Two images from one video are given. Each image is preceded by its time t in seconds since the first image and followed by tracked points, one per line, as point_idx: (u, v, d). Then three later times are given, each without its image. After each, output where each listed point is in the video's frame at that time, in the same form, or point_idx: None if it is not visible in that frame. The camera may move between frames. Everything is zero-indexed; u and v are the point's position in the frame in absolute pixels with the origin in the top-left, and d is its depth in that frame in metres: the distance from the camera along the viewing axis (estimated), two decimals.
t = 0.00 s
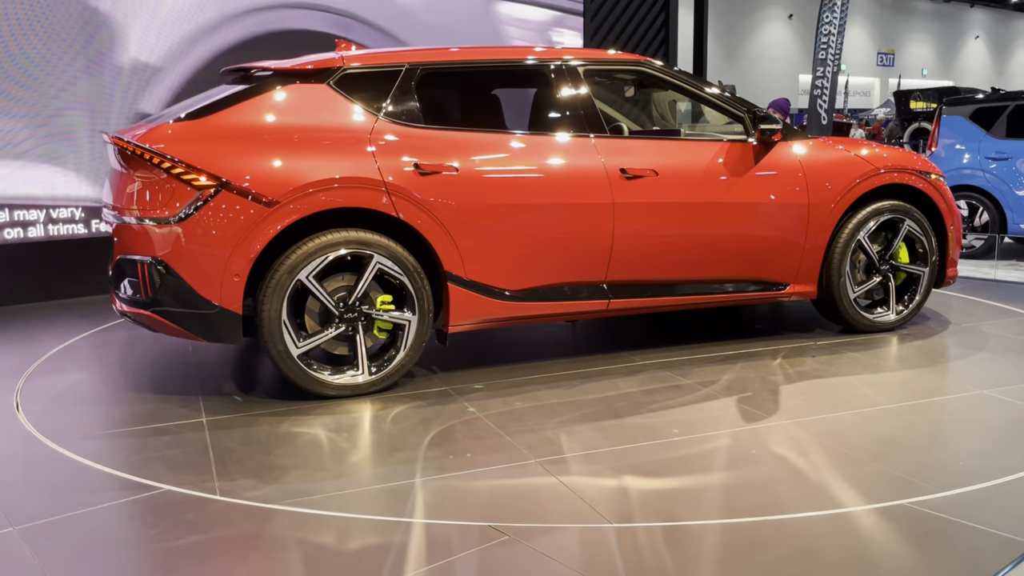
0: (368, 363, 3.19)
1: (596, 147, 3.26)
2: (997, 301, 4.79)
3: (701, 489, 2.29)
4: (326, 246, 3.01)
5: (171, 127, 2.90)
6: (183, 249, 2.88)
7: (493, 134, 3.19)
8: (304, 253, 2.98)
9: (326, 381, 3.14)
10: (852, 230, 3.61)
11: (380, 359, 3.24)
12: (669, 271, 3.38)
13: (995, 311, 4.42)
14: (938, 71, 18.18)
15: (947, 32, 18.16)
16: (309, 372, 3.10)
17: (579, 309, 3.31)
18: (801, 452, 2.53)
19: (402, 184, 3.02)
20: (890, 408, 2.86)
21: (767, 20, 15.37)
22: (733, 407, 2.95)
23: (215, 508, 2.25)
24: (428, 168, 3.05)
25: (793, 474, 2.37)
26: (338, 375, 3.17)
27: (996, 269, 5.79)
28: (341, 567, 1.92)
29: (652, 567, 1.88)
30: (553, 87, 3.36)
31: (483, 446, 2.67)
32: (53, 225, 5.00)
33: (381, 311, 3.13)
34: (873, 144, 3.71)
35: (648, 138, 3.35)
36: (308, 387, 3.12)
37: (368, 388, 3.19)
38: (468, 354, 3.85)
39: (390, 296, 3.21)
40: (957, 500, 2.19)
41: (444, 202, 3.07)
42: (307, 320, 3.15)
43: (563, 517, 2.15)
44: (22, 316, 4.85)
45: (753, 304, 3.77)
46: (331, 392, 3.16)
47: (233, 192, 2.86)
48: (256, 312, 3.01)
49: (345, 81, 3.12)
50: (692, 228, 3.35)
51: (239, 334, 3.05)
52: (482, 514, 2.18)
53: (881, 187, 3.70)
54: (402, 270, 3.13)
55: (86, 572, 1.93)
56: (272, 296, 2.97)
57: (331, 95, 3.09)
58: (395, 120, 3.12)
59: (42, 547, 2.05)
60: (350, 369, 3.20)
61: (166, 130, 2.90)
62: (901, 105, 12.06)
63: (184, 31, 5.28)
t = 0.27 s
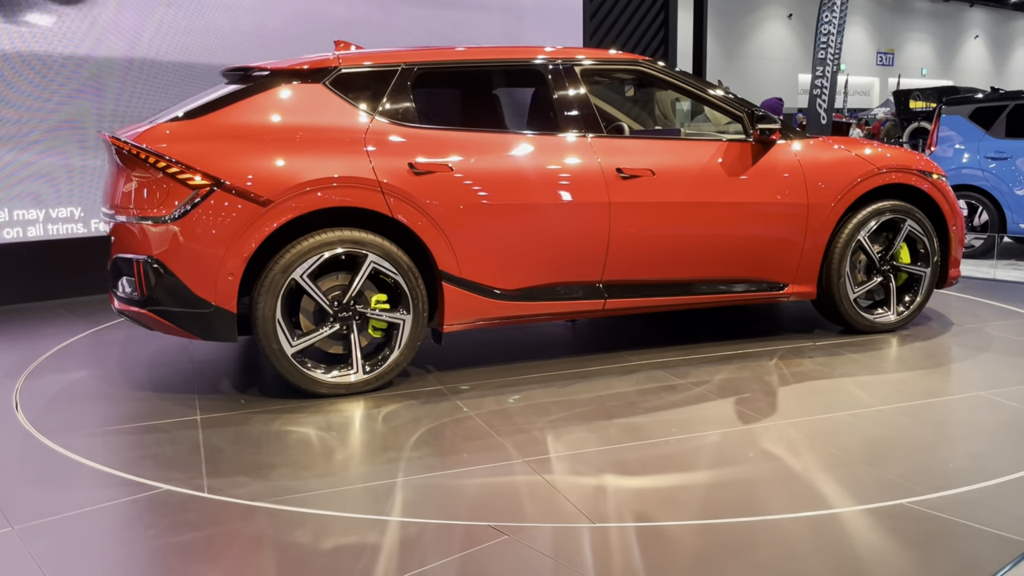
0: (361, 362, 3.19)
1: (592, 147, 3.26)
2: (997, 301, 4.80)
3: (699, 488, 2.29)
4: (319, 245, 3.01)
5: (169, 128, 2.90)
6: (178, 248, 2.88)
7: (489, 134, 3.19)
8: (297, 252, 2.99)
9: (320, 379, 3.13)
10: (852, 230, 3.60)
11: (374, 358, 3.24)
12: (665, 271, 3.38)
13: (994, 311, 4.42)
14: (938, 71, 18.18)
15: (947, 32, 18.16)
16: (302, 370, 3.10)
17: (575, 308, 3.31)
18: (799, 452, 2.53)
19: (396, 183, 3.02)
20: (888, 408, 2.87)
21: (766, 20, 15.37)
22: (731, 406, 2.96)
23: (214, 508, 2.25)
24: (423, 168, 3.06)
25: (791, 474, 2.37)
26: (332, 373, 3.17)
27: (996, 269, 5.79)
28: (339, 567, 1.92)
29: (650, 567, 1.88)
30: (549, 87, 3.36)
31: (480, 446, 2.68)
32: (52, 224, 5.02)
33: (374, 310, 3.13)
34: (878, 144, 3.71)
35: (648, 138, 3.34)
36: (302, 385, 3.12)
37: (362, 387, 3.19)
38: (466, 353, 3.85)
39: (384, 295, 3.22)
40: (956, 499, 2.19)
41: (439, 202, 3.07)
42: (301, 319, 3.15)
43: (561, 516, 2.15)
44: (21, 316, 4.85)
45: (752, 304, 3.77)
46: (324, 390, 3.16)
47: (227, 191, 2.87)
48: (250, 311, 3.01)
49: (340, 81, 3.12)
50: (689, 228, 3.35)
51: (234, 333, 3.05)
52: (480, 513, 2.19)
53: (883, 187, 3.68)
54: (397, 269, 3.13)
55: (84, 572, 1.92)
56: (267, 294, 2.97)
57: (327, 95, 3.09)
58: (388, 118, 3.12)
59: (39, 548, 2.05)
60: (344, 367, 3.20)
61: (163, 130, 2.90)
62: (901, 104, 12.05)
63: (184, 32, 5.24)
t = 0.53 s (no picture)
0: (356, 361, 3.19)
1: (588, 147, 3.26)
2: (996, 301, 4.80)
3: (697, 488, 2.29)
4: (314, 244, 3.02)
5: (168, 127, 2.91)
6: (175, 247, 2.90)
7: (485, 133, 3.18)
8: (292, 250, 2.99)
9: (314, 377, 3.13)
10: (852, 230, 3.60)
11: (369, 357, 3.24)
12: (662, 271, 3.38)
13: (993, 311, 4.42)
14: (938, 71, 18.18)
15: (947, 31, 18.16)
16: (297, 368, 3.11)
17: (572, 308, 3.31)
18: (797, 451, 2.53)
19: (390, 183, 3.03)
20: (886, 408, 2.87)
21: (766, 20, 15.37)
22: (730, 406, 2.96)
23: (213, 507, 2.25)
24: (417, 167, 3.06)
25: (789, 473, 2.38)
26: (326, 372, 3.17)
27: (995, 268, 5.78)
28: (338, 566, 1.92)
29: (649, 567, 1.88)
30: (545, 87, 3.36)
31: (478, 445, 2.68)
32: (51, 223, 5.02)
33: (369, 309, 3.13)
34: (882, 144, 3.71)
35: (648, 138, 3.34)
36: (296, 383, 3.12)
37: (356, 385, 3.20)
38: (465, 352, 3.85)
39: (380, 295, 3.20)
40: (955, 499, 2.19)
41: (433, 201, 3.08)
42: (297, 318, 3.16)
43: (560, 515, 2.15)
44: (20, 316, 4.84)
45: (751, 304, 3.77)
46: (318, 388, 3.16)
47: (222, 190, 2.87)
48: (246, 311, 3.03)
49: (337, 81, 3.12)
50: (686, 228, 3.35)
51: (230, 331, 3.04)
52: (479, 513, 2.19)
53: (884, 187, 3.68)
54: (392, 268, 3.13)
55: (83, 571, 1.93)
56: (262, 293, 2.98)
57: (322, 95, 3.09)
58: (382, 117, 3.11)
59: (39, 546, 2.05)
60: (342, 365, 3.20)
61: (162, 130, 2.91)
62: (900, 104, 12.05)
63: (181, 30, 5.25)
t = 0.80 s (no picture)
0: (352, 360, 3.20)
1: (583, 147, 3.26)
2: (996, 300, 4.80)
3: (697, 487, 2.29)
4: (309, 243, 3.02)
5: (168, 128, 2.92)
6: (172, 247, 2.90)
7: (481, 132, 3.18)
8: (287, 250, 2.99)
9: (307, 375, 3.14)
10: (852, 230, 3.60)
11: (364, 356, 3.24)
12: (659, 271, 3.38)
13: (992, 311, 4.43)
14: (937, 70, 18.18)
15: (946, 31, 18.16)
16: (292, 368, 3.12)
17: (569, 308, 3.31)
18: (797, 451, 2.54)
19: (387, 183, 3.03)
20: (886, 408, 2.87)
21: (766, 19, 15.37)
22: (730, 406, 2.97)
23: (214, 506, 2.26)
24: (412, 167, 3.06)
25: (789, 473, 2.38)
26: (322, 372, 3.18)
27: (995, 268, 5.79)
28: (339, 565, 1.92)
29: (650, 566, 1.88)
30: (542, 87, 3.36)
31: (479, 444, 2.68)
32: (52, 224, 5.07)
33: (365, 308, 3.14)
34: (886, 144, 3.71)
35: (648, 138, 3.34)
36: (290, 382, 3.13)
37: (351, 384, 3.20)
38: (465, 352, 3.86)
39: (375, 294, 3.21)
40: (955, 499, 2.19)
41: (428, 201, 3.08)
42: (291, 317, 3.17)
43: (561, 514, 2.16)
44: (20, 316, 4.83)
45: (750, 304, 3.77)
46: (312, 386, 3.17)
47: (217, 190, 2.88)
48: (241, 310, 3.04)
49: (333, 81, 3.12)
50: (684, 229, 3.35)
51: (225, 330, 3.05)
52: (480, 512, 2.19)
53: (885, 186, 3.67)
54: (387, 267, 3.13)
55: (83, 570, 1.93)
56: (256, 292, 2.99)
57: (319, 95, 3.09)
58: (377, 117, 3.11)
59: (38, 545, 2.05)
60: (337, 365, 3.20)
61: (162, 130, 2.92)
62: (900, 104, 12.06)
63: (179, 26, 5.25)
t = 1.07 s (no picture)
0: (347, 358, 3.21)
1: (581, 147, 3.26)
2: (995, 300, 4.80)
3: (697, 487, 2.29)
4: (304, 242, 3.02)
5: (169, 128, 2.93)
6: (168, 246, 2.91)
7: (478, 132, 3.19)
8: (282, 248, 3.00)
9: (301, 373, 3.15)
10: (852, 230, 3.60)
11: (359, 354, 3.25)
12: (657, 271, 3.38)
13: (992, 312, 4.43)
14: (937, 70, 18.18)
15: (946, 31, 18.16)
16: (287, 366, 3.13)
17: (566, 308, 3.31)
18: (797, 451, 2.54)
19: (384, 184, 3.04)
20: (886, 408, 2.87)
21: (765, 19, 15.37)
22: (729, 406, 2.97)
23: (215, 506, 2.25)
24: (407, 167, 3.06)
25: (790, 472, 2.38)
26: (318, 371, 3.19)
27: (995, 268, 5.79)
28: (340, 565, 1.92)
29: (651, 565, 1.88)
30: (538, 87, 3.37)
31: (479, 443, 2.68)
32: (51, 222, 4.97)
33: (360, 307, 3.14)
34: (889, 144, 3.71)
35: (648, 138, 3.35)
36: (284, 380, 3.14)
37: (345, 382, 3.21)
38: (465, 351, 3.86)
39: (370, 293, 3.22)
40: (955, 498, 2.19)
41: (425, 201, 3.08)
42: (287, 317, 3.18)
43: (562, 513, 2.16)
44: (21, 315, 4.84)
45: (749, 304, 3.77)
46: (309, 385, 3.18)
47: (213, 189, 2.88)
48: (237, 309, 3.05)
49: (330, 81, 3.13)
50: (682, 229, 3.35)
51: (221, 328, 3.06)
52: (480, 511, 2.19)
53: (885, 187, 3.67)
54: (382, 266, 3.14)
55: (85, 570, 1.93)
56: (252, 291, 3.00)
57: (315, 95, 3.10)
58: (373, 117, 3.13)
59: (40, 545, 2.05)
60: (331, 365, 3.22)
61: (162, 129, 2.93)
62: (900, 104, 12.06)
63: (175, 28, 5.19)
